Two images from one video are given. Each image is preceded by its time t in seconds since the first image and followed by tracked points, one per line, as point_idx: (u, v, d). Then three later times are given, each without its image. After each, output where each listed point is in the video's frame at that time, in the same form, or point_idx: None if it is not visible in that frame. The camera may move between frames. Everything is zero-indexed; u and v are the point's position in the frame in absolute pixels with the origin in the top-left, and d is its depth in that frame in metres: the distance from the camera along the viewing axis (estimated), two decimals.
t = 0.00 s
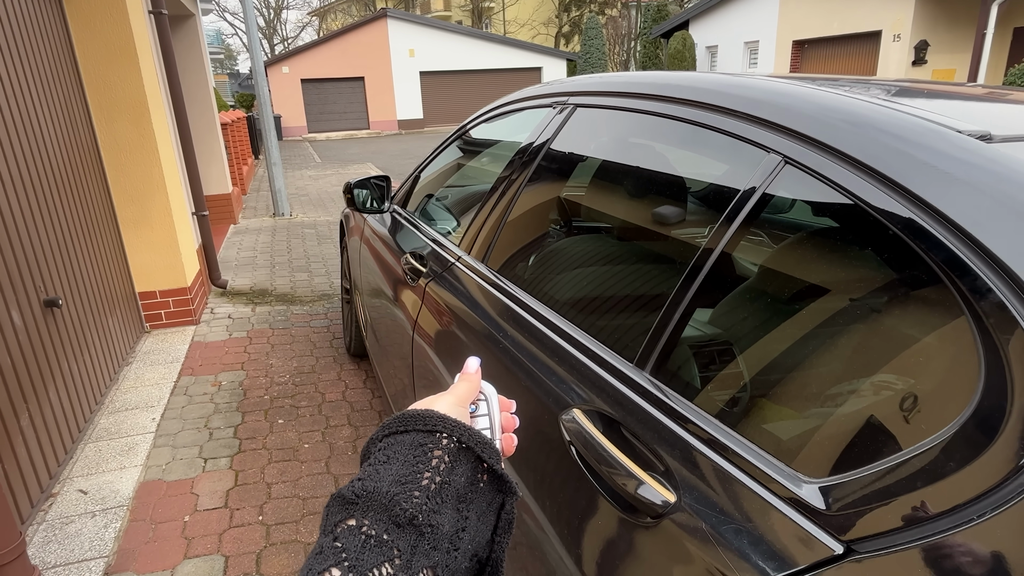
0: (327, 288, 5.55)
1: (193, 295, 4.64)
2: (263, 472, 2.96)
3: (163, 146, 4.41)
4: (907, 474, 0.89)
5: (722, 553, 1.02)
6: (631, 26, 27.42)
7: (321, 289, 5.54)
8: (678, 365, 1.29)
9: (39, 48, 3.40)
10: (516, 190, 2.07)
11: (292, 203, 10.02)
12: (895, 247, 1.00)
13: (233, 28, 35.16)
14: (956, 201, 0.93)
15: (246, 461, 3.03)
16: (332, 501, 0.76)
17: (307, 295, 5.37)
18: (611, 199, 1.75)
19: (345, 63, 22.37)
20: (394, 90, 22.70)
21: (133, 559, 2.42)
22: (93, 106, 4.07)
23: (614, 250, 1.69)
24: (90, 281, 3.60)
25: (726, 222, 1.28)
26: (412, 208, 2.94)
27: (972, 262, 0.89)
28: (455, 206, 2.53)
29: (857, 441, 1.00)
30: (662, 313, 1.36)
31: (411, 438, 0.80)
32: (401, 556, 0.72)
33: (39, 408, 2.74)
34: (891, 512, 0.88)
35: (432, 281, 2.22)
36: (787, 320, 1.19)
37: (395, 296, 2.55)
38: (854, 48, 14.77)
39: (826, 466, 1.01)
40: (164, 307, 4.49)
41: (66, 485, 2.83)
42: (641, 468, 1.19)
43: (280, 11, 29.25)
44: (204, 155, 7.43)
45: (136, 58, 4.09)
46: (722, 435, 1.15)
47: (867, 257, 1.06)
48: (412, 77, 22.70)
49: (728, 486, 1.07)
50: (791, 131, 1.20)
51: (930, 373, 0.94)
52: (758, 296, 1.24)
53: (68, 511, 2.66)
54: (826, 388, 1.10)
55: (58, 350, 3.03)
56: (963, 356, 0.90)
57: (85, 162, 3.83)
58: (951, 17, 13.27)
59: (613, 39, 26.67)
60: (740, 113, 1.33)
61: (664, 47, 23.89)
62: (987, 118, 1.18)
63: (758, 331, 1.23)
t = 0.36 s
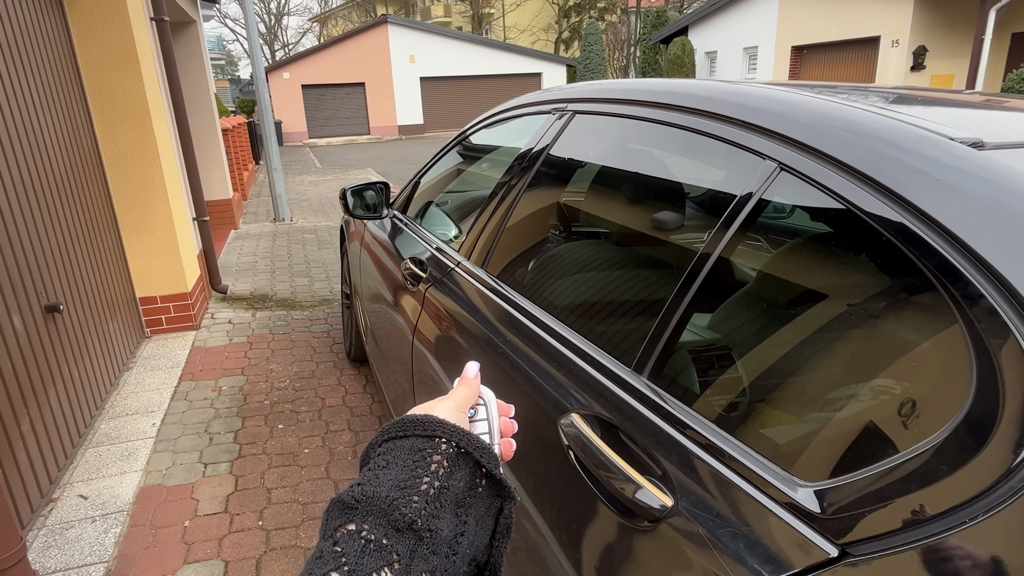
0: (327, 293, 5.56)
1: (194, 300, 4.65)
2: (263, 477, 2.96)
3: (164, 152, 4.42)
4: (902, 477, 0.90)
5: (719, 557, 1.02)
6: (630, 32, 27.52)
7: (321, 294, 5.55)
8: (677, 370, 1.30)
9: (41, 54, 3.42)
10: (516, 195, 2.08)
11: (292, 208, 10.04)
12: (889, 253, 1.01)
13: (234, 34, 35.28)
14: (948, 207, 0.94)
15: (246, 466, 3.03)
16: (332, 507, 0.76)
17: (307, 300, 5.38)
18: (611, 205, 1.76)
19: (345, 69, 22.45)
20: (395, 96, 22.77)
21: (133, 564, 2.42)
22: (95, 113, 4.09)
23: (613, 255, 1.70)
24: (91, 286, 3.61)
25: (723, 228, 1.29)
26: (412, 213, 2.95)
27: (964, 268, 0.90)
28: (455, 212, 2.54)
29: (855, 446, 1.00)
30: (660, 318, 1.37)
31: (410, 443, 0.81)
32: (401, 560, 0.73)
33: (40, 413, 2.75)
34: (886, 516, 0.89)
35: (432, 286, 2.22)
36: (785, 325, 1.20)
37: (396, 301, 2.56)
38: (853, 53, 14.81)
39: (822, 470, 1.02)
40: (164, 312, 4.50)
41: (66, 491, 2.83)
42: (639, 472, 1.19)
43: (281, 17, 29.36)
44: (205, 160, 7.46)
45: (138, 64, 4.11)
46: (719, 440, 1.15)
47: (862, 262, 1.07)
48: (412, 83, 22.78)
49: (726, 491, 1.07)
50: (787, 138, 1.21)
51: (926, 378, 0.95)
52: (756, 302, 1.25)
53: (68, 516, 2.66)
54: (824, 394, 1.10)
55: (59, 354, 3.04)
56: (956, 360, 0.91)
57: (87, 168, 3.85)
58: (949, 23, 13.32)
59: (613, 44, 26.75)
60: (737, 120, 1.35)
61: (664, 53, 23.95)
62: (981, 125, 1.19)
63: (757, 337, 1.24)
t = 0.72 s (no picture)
0: (327, 296, 5.56)
1: (195, 303, 4.66)
2: (263, 480, 2.96)
3: (165, 155, 4.43)
4: (899, 478, 0.90)
5: (718, 559, 1.03)
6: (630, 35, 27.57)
7: (321, 297, 5.55)
8: (677, 372, 1.30)
9: (42, 58, 3.44)
10: (515, 198, 2.08)
11: (293, 211, 10.05)
12: (886, 255, 1.02)
13: (235, 38, 35.40)
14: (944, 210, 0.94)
15: (246, 469, 3.03)
16: (334, 503, 0.76)
17: (307, 303, 5.39)
18: (611, 208, 1.77)
19: (346, 72, 22.50)
20: (395, 99, 22.80)
21: (132, 567, 2.42)
22: (96, 116, 4.10)
23: (613, 258, 1.71)
24: (92, 289, 3.62)
25: (721, 231, 1.29)
26: (412, 216, 2.96)
27: (959, 270, 0.90)
28: (455, 215, 2.54)
29: (855, 448, 1.00)
30: (659, 321, 1.38)
31: (412, 440, 0.82)
32: (403, 557, 0.73)
33: (40, 416, 2.75)
34: (885, 517, 0.89)
35: (432, 289, 2.23)
36: (784, 327, 1.21)
37: (396, 303, 2.57)
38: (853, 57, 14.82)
39: (821, 472, 1.02)
40: (165, 315, 4.51)
41: (67, 493, 2.83)
42: (638, 474, 1.20)
43: (282, 20, 29.43)
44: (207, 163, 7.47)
45: (139, 68, 4.12)
46: (719, 442, 1.16)
47: (859, 265, 1.07)
48: (413, 86, 22.81)
49: (725, 493, 1.07)
50: (785, 142, 1.22)
51: (924, 380, 0.95)
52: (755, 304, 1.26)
53: (69, 519, 2.66)
54: (824, 396, 1.11)
55: (60, 357, 3.05)
56: (953, 362, 0.91)
57: (88, 172, 3.86)
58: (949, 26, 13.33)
59: (613, 47, 26.79)
60: (736, 123, 1.35)
61: (663, 56, 23.97)
62: (978, 128, 1.20)
63: (756, 340, 1.25)
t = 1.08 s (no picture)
0: (328, 298, 5.56)
1: (196, 305, 4.66)
2: (263, 482, 2.96)
3: (166, 157, 4.44)
4: (899, 480, 0.90)
5: (719, 561, 1.03)
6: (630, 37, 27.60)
7: (322, 298, 5.56)
8: (678, 374, 1.30)
9: (44, 60, 3.45)
10: (516, 200, 2.08)
11: (294, 212, 10.06)
12: (887, 257, 1.02)
13: (236, 40, 35.50)
14: (945, 212, 0.94)
15: (247, 471, 3.03)
16: (334, 503, 0.76)
17: (308, 305, 5.39)
18: (611, 210, 1.77)
19: (347, 74, 22.53)
20: (396, 101, 22.83)
21: (133, 569, 2.42)
22: (97, 118, 4.11)
23: (614, 260, 1.71)
24: (93, 291, 3.62)
25: (722, 232, 1.29)
26: (412, 218, 2.96)
27: (961, 271, 0.90)
28: (456, 216, 2.54)
29: (857, 450, 1.00)
30: (659, 323, 1.38)
31: (413, 440, 0.82)
32: (403, 557, 0.73)
33: (41, 418, 2.75)
34: (886, 519, 0.89)
35: (433, 291, 2.23)
36: (786, 329, 1.21)
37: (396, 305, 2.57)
38: (852, 59, 14.84)
39: (822, 474, 1.02)
40: (166, 317, 4.51)
41: (67, 495, 2.83)
42: (639, 476, 1.20)
43: (283, 21, 29.54)
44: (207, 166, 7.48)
45: (140, 70, 4.12)
46: (720, 444, 1.16)
47: (860, 267, 1.07)
48: (413, 88, 22.83)
49: (727, 495, 1.07)
50: (786, 143, 1.22)
51: (925, 382, 0.95)
52: (755, 306, 1.26)
53: (69, 521, 2.66)
54: (825, 398, 1.11)
55: (61, 359, 3.05)
56: (954, 365, 0.91)
57: (89, 173, 3.86)
58: (949, 28, 13.35)
59: (613, 49, 26.82)
60: (737, 125, 1.35)
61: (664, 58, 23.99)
62: (979, 130, 1.20)
63: (757, 342, 1.25)
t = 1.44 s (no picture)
0: (329, 298, 5.57)
1: (197, 306, 4.66)
2: (264, 482, 2.96)
3: (168, 157, 4.44)
4: (902, 480, 0.90)
5: (721, 562, 1.03)
6: (631, 38, 27.60)
7: (323, 299, 5.56)
8: (679, 375, 1.30)
9: (45, 61, 3.45)
10: (518, 200, 2.08)
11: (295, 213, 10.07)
12: (888, 257, 1.02)
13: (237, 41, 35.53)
14: (947, 212, 0.94)
15: (249, 472, 3.04)
16: (327, 502, 0.76)
17: (309, 305, 5.39)
18: (612, 211, 1.77)
19: (348, 75, 22.55)
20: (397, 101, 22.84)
21: (134, 569, 2.42)
22: (99, 118, 4.11)
23: (616, 260, 1.70)
24: (95, 291, 3.63)
25: (723, 233, 1.29)
26: (414, 218, 2.95)
27: (962, 271, 0.90)
28: (457, 217, 2.54)
29: (858, 450, 1.00)
30: (661, 324, 1.38)
31: (405, 437, 0.81)
32: (396, 554, 0.73)
33: (43, 418, 2.76)
34: (888, 520, 0.89)
35: (435, 291, 2.23)
36: (787, 330, 1.21)
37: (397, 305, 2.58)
38: (853, 59, 14.84)
39: (824, 475, 1.02)
40: (167, 318, 4.51)
41: (69, 496, 2.84)
42: (641, 476, 1.20)
43: (283, 22, 29.56)
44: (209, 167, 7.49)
45: (141, 71, 4.13)
46: (721, 445, 1.16)
47: (862, 267, 1.07)
48: (414, 89, 22.84)
49: (729, 495, 1.07)
50: (788, 144, 1.22)
51: (926, 383, 0.95)
52: (757, 307, 1.26)
53: (71, 521, 2.66)
54: (826, 399, 1.11)
55: (63, 360, 3.05)
56: (956, 366, 0.91)
57: (90, 174, 3.86)
58: (950, 29, 13.35)
59: (614, 49, 26.82)
60: (738, 126, 1.35)
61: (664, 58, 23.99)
62: (981, 131, 1.19)
63: (758, 343, 1.25)
